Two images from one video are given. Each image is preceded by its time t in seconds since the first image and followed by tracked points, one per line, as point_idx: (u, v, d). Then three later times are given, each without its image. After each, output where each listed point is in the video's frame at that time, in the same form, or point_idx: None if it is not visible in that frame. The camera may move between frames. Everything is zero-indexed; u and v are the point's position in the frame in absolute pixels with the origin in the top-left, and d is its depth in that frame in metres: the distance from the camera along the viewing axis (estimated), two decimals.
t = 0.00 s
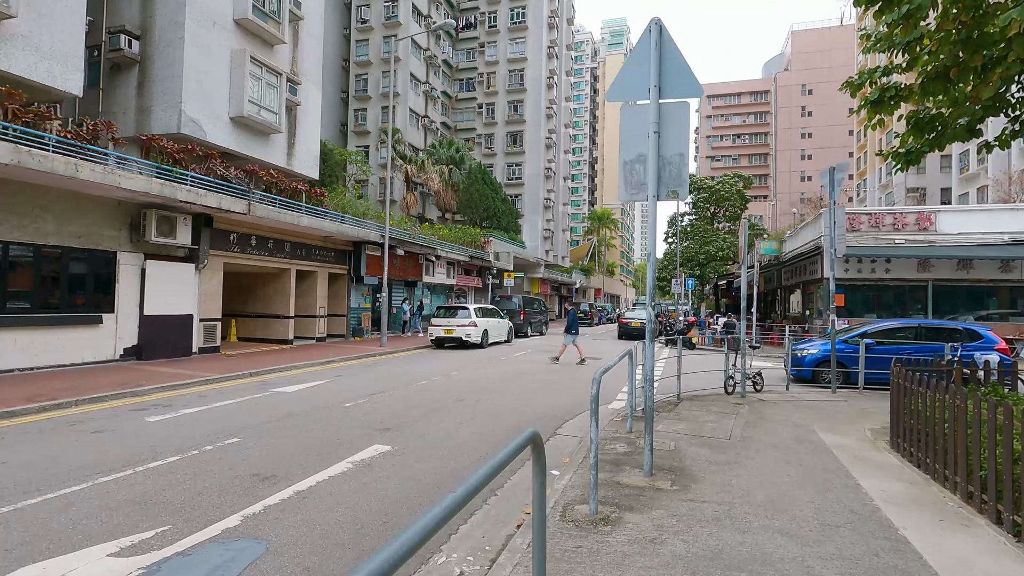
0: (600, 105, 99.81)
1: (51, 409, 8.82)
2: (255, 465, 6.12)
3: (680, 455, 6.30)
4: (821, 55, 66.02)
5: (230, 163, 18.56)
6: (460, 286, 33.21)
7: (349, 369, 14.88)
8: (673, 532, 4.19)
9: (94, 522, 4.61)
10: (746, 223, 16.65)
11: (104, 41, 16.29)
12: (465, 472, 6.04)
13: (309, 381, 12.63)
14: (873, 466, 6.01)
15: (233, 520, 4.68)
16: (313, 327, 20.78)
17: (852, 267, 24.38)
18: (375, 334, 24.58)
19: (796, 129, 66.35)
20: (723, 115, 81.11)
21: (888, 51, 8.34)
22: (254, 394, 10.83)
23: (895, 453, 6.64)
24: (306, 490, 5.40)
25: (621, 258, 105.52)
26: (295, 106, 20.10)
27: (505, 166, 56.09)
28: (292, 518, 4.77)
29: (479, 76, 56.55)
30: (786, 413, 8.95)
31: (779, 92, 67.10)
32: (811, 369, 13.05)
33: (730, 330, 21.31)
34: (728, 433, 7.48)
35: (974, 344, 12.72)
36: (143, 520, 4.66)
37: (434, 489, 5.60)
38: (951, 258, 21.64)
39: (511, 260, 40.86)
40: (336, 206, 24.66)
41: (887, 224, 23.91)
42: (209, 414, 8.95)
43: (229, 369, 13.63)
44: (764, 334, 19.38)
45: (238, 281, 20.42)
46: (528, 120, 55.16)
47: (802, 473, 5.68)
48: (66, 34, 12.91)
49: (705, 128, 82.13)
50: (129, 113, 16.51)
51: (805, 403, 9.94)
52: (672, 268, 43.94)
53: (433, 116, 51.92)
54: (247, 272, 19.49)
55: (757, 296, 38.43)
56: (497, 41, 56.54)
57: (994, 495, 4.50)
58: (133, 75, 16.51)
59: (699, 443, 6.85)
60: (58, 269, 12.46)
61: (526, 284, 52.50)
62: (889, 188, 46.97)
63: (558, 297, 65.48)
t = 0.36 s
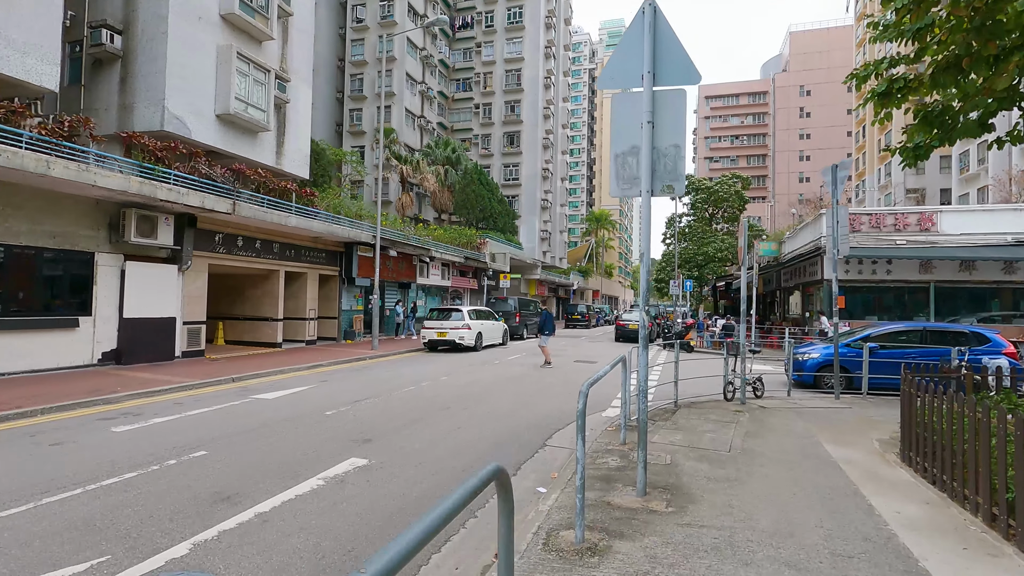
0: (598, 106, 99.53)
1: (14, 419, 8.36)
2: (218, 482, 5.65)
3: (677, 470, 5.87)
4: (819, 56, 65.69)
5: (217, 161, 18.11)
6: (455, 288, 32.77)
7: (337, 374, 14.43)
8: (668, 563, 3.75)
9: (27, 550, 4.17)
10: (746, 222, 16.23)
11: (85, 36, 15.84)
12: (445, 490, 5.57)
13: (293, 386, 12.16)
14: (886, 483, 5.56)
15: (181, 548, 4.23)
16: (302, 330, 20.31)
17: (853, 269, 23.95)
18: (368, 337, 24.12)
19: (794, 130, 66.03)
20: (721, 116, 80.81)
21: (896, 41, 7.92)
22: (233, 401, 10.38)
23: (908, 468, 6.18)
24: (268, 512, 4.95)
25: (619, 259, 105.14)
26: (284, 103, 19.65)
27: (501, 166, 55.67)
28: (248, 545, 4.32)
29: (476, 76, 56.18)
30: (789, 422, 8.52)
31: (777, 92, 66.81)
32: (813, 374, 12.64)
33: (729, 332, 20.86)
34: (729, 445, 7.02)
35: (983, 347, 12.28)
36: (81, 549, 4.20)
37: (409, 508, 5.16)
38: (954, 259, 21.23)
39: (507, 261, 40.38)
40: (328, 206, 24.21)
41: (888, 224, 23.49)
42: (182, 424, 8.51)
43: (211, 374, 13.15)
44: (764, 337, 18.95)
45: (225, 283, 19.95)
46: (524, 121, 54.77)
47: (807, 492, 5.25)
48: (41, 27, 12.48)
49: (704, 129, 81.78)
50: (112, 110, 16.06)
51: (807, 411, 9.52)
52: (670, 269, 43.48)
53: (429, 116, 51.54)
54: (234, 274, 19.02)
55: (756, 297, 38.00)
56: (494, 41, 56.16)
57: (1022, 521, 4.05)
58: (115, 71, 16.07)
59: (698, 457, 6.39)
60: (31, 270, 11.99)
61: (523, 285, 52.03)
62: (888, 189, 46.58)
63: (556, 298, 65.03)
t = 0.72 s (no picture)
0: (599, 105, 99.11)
1: None
2: (182, 493, 5.19)
3: (682, 479, 5.42)
4: (821, 54, 65.20)
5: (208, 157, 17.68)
6: (454, 287, 32.36)
7: (328, 374, 13.97)
8: None
9: None
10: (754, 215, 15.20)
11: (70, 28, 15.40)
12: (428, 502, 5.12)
13: (280, 387, 11.71)
14: (909, 495, 5.09)
15: (129, 570, 3.79)
16: (296, 330, 19.88)
17: (858, 267, 23.49)
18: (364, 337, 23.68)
19: (796, 129, 65.55)
20: (722, 115, 80.34)
21: (913, 21, 7.45)
22: (216, 403, 9.94)
23: (931, 477, 5.71)
24: (233, 527, 4.50)
25: (620, 259, 104.75)
26: (276, 98, 19.23)
27: (501, 165, 55.27)
28: (205, 565, 3.88)
29: (476, 75, 55.76)
30: (798, 425, 8.06)
31: (779, 91, 66.34)
32: (820, 375, 12.19)
33: (732, 331, 20.38)
34: (736, 451, 6.56)
35: (998, 347, 11.79)
36: (16, 571, 3.75)
37: (390, 521, 4.71)
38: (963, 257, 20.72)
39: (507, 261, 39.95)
40: (323, 203, 23.78)
41: (894, 222, 22.91)
42: (159, 427, 8.07)
43: (197, 374, 12.70)
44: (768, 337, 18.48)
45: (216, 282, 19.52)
46: (524, 119, 54.34)
47: (824, 504, 4.79)
48: (21, 15, 12.06)
49: (705, 128, 81.29)
50: (98, 103, 15.63)
51: (818, 413, 9.07)
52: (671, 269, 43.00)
53: (428, 114, 51.13)
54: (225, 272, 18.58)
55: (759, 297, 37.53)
56: (494, 39, 55.72)
57: None
58: (102, 64, 15.65)
59: (704, 465, 5.92)
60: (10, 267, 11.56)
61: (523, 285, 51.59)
62: (891, 187, 46.10)
63: (556, 298, 64.59)
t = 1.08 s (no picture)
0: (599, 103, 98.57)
1: None
2: (138, 514, 4.75)
3: (685, 497, 4.97)
4: (823, 51, 64.69)
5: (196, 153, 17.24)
6: (452, 286, 31.95)
7: (317, 377, 13.53)
8: None
9: None
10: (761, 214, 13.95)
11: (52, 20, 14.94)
12: (408, 524, 4.67)
13: (266, 391, 11.28)
14: (936, 517, 4.63)
15: None
16: (288, 331, 19.44)
17: (863, 266, 23.04)
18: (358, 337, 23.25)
19: (797, 127, 64.99)
20: (723, 113, 79.85)
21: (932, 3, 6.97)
22: (196, 409, 9.49)
23: (956, 494, 5.25)
24: (186, 555, 4.05)
25: (620, 258, 104.36)
26: (267, 93, 18.77)
27: (500, 163, 54.83)
28: None
29: (474, 72, 55.27)
30: (808, 433, 7.61)
31: (780, 89, 65.81)
32: (827, 378, 11.76)
33: (735, 332, 19.93)
34: (743, 464, 6.11)
35: (1012, 349, 11.32)
36: None
37: (361, 548, 4.24)
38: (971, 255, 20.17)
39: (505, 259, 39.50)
40: (317, 201, 23.33)
41: (900, 219, 22.35)
42: (130, 436, 7.63)
43: (181, 377, 12.26)
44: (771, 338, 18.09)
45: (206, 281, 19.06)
46: (524, 116, 53.85)
47: (842, 528, 4.34)
48: None
49: (705, 126, 80.74)
50: (82, 98, 15.19)
51: (826, 420, 8.64)
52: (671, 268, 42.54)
53: (426, 112, 50.69)
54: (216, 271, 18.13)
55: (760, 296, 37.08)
56: (493, 35, 55.18)
57: None
58: (86, 57, 15.20)
59: (709, 481, 5.46)
60: None
61: (522, 284, 51.16)
62: (894, 185, 45.60)
63: (556, 297, 64.19)
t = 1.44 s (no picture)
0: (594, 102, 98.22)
1: None
2: (71, 537, 4.28)
3: (676, 514, 4.55)
4: (817, 51, 64.58)
5: (176, 148, 16.70)
6: (443, 285, 31.46)
7: (298, 379, 13.05)
8: None
9: None
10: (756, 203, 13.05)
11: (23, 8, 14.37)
12: (372, 547, 4.23)
13: (241, 395, 10.78)
14: (951, 537, 4.23)
15: None
16: (272, 331, 18.96)
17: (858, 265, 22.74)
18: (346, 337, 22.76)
19: (791, 126, 64.78)
20: (718, 112, 79.66)
21: None
22: (164, 415, 8.99)
23: (969, 509, 4.86)
24: None
25: (615, 258, 104.16)
26: (250, 86, 18.25)
27: (493, 161, 54.36)
28: None
29: (467, 69, 54.79)
30: (808, 440, 7.20)
31: (774, 88, 65.62)
32: (824, 380, 11.38)
33: (729, 331, 20.14)
34: (739, 476, 5.68)
35: (1015, 349, 10.96)
36: None
37: None
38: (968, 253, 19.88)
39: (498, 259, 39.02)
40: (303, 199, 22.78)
41: (896, 217, 22.22)
42: (86, 444, 7.13)
43: (153, 380, 11.75)
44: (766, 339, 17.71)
45: (186, 280, 18.49)
46: (517, 114, 53.37)
47: (849, 552, 3.92)
48: None
49: (700, 125, 80.49)
50: (54, 89, 14.62)
51: (826, 425, 8.24)
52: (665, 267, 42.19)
53: (419, 109, 50.14)
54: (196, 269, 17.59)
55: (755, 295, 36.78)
56: (486, 32, 54.64)
57: None
58: (58, 47, 14.64)
59: (702, 495, 5.04)
60: None
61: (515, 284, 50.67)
62: (888, 184, 45.44)
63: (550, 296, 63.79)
